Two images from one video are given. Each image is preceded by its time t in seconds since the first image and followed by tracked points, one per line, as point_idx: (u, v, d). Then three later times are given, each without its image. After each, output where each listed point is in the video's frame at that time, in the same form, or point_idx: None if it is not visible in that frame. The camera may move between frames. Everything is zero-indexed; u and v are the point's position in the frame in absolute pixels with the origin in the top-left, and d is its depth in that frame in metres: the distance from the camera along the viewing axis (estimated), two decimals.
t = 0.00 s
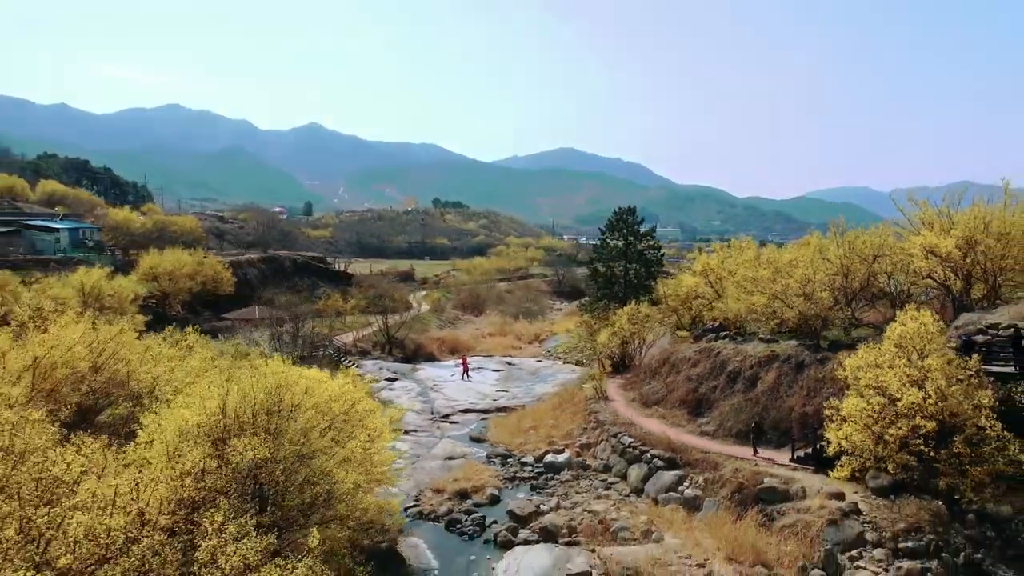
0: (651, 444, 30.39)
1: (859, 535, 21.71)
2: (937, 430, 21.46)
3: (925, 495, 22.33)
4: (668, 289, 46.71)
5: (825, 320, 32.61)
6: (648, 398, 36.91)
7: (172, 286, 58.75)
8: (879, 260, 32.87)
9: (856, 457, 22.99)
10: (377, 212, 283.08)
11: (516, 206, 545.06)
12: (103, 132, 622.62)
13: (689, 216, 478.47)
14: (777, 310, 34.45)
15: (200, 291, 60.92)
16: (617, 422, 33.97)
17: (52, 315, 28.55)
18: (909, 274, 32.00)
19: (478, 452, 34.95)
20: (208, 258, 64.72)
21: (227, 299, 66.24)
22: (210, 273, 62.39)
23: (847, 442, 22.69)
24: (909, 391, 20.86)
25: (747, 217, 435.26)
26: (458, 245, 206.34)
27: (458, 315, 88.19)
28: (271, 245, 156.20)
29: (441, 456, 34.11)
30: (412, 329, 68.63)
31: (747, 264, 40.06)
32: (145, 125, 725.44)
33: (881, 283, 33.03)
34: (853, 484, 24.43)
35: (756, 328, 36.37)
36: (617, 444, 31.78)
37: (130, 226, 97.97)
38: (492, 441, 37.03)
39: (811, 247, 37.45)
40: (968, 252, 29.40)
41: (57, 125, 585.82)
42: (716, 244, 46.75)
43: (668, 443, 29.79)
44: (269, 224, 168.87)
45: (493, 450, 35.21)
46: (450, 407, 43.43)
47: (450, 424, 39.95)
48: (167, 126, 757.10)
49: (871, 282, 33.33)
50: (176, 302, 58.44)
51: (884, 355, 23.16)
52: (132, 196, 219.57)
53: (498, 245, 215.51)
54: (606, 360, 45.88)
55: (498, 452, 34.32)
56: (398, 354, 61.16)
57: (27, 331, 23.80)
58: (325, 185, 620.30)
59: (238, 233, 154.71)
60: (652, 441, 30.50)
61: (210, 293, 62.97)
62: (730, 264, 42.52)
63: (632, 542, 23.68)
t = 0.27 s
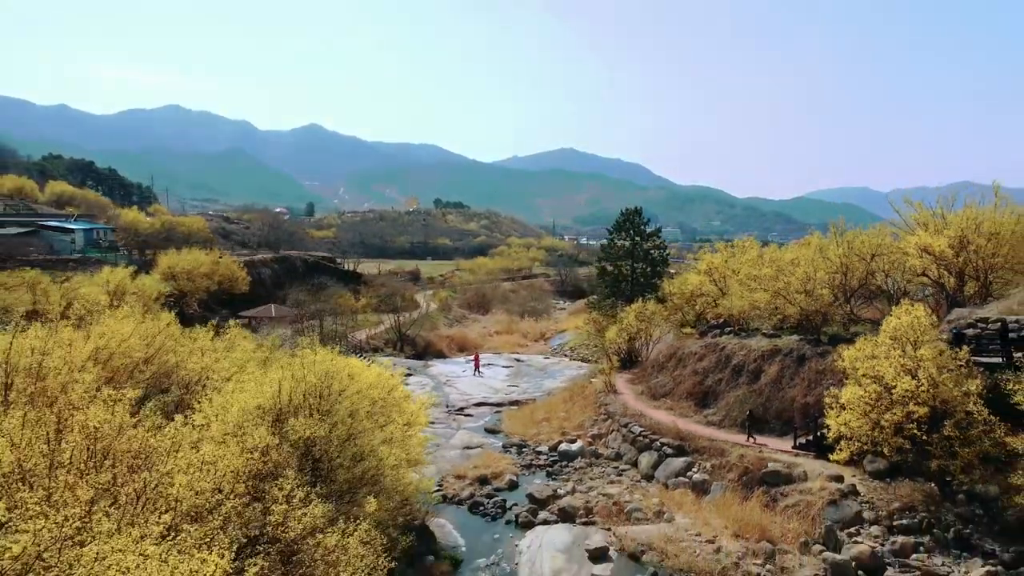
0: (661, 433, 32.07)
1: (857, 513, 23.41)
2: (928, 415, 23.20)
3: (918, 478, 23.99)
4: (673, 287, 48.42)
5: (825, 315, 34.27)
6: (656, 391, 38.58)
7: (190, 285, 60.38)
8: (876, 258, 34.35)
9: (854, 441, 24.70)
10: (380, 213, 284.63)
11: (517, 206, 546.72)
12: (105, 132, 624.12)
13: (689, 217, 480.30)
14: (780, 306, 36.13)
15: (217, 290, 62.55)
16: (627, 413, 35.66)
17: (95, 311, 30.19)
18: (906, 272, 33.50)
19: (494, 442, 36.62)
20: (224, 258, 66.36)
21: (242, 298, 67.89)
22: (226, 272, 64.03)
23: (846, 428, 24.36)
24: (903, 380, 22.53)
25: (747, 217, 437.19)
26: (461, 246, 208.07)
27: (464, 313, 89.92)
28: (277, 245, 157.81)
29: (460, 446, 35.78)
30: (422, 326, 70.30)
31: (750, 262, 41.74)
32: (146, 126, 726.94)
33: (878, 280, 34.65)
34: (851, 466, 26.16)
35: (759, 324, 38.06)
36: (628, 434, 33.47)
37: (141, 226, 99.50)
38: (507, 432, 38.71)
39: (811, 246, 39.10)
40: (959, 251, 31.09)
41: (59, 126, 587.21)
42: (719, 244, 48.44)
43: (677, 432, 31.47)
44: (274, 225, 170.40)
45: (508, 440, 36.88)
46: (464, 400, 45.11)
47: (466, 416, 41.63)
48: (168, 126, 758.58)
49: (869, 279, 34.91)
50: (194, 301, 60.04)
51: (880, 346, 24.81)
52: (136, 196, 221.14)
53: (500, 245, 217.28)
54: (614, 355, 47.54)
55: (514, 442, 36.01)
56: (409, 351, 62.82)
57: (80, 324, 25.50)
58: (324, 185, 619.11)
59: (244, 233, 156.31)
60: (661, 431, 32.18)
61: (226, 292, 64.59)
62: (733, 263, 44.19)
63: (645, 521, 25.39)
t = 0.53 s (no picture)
0: (668, 422, 33.87)
1: (853, 493, 25.15)
2: (917, 400, 24.96)
3: (911, 461, 25.75)
4: (677, 285, 50.22)
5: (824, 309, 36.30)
6: (663, 384, 40.37)
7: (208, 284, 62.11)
8: (873, 258, 35.71)
9: (850, 426, 26.48)
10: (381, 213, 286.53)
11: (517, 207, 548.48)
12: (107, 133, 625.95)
13: (689, 217, 482.22)
14: (782, 302, 37.92)
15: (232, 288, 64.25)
16: (635, 404, 37.43)
17: (134, 306, 31.95)
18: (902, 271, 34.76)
19: (508, 432, 38.39)
20: (238, 257, 68.07)
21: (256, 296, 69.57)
22: (241, 271, 65.79)
23: (843, 414, 26.17)
24: (895, 367, 24.33)
25: (747, 218, 439.16)
26: (463, 246, 209.92)
27: (471, 312, 91.73)
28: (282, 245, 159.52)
29: (476, 435, 37.57)
30: (431, 324, 72.04)
31: (751, 260, 43.53)
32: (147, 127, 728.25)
33: (875, 278, 35.95)
34: (847, 451, 27.92)
35: (761, 319, 39.86)
36: (636, 424, 35.25)
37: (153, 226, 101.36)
38: (520, 423, 40.50)
39: (810, 245, 40.94)
40: (950, 250, 32.93)
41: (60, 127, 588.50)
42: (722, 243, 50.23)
43: (684, 421, 33.26)
44: (280, 225, 172.14)
45: (522, 430, 38.66)
46: (477, 394, 46.87)
47: (479, 409, 43.39)
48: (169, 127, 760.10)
49: (866, 277, 36.21)
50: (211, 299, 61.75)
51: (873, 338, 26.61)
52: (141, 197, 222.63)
53: (502, 245, 218.92)
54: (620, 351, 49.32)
55: (528, 432, 37.80)
56: (419, 348, 64.58)
57: (127, 318, 27.28)
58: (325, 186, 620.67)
59: (250, 233, 157.98)
60: (668, 420, 33.97)
61: (241, 291, 66.32)
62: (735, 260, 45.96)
63: (655, 502, 27.15)
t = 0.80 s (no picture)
0: (673, 413, 35.46)
1: (848, 478, 26.74)
2: (908, 388, 26.60)
3: (903, 447, 27.34)
4: (680, 282, 51.80)
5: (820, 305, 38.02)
6: (667, 378, 41.95)
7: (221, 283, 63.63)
8: (869, 257, 37.31)
9: (845, 414, 28.12)
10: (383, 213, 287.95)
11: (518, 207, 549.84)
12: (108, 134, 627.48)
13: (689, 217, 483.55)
14: (781, 299, 39.51)
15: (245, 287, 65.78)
16: (641, 397, 39.02)
17: (164, 304, 33.51)
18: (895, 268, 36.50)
19: (519, 424, 39.95)
20: (250, 257, 69.62)
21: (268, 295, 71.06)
22: (253, 270, 67.33)
23: (839, 403, 27.77)
24: (887, 359, 25.94)
25: (746, 218, 440.46)
26: (465, 246, 211.36)
27: (475, 311, 93.22)
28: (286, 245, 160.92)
29: (488, 427, 39.15)
30: (438, 322, 73.54)
31: (752, 259, 45.11)
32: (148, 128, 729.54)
33: (870, 276, 37.60)
34: (843, 440, 29.50)
35: (761, 315, 41.46)
36: (642, 415, 36.84)
37: (162, 227, 102.88)
38: (530, 415, 42.07)
39: (808, 244, 42.50)
40: (941, 249, 34.47)
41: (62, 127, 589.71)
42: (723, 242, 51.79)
43: (688, 412, 34.87)
44: (283, 226, 173.54)
45: (532, 422, 40.23)
46: (487, 388, 48.44)
47: (490, 403, 44.97)
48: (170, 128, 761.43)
49: (861, 275, 37.83)
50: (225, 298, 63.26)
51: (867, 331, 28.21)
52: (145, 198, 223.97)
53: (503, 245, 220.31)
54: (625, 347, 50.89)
55: (538, 424, 39.38)
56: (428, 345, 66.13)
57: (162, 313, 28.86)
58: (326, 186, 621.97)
59: (254, 233, 159.42)
60: (672, 411, 35.56)
61: (253, 290, 67.85)
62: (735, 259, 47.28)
63: (661, 487, 28.74)
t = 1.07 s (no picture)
0: (676, 405, 37.14)
1: (842, 463, 28.41)
2: (898, 378, 28.30)
3: (894, 435, 29.01)
4: (682, 281, 53.44)
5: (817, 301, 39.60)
6: (670, 372, 43.60)
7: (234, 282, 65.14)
8: (863, 255, 38.98)
9: (840, 404, 29.81)
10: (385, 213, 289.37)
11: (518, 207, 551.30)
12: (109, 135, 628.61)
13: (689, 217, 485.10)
14: (780, 296, 41.19)
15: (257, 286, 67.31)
16: (645, 390, 40.67)
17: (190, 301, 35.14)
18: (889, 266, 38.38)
19: (528, 416, 41.56)
20: (261, 256, 71.19)
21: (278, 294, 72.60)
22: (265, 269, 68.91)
23: (833, 393, 29.48)
24: (878, 351, 27.63)
25: (746, 218, 441.96)
26: (467, 246, 212.90)
27: (480, 309, 94.78)
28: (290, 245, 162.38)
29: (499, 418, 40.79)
30: (445, 319, 75.12)
31: (751, 257, 46.76)
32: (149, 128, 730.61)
33: (865, 273, 39.41)
34: (837, 428, 31.17)
35: (760, 312, 43.15)
36: (647, 407, 38.50)
37: (170, 227, 104.35)
38: (538, 408, 43.68)
39: (805, 243, 44.10)
40: (932, 248, 36.13)
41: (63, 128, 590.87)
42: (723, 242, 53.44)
43: (691, 404, 36.53)
44: (287, 226, 175.02)
45: (541, 414, 41.87)
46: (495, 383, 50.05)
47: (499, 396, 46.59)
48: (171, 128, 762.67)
49: (857, 272, 39.48)
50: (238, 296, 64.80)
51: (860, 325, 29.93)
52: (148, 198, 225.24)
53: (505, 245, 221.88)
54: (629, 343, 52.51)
55: (546, 415, 41.02)
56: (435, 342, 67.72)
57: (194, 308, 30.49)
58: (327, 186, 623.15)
59: (259, 233, 160.88)
60: (676, 403, 37.22)
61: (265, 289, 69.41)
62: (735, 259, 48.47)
63: (666, 472, 30.42)
